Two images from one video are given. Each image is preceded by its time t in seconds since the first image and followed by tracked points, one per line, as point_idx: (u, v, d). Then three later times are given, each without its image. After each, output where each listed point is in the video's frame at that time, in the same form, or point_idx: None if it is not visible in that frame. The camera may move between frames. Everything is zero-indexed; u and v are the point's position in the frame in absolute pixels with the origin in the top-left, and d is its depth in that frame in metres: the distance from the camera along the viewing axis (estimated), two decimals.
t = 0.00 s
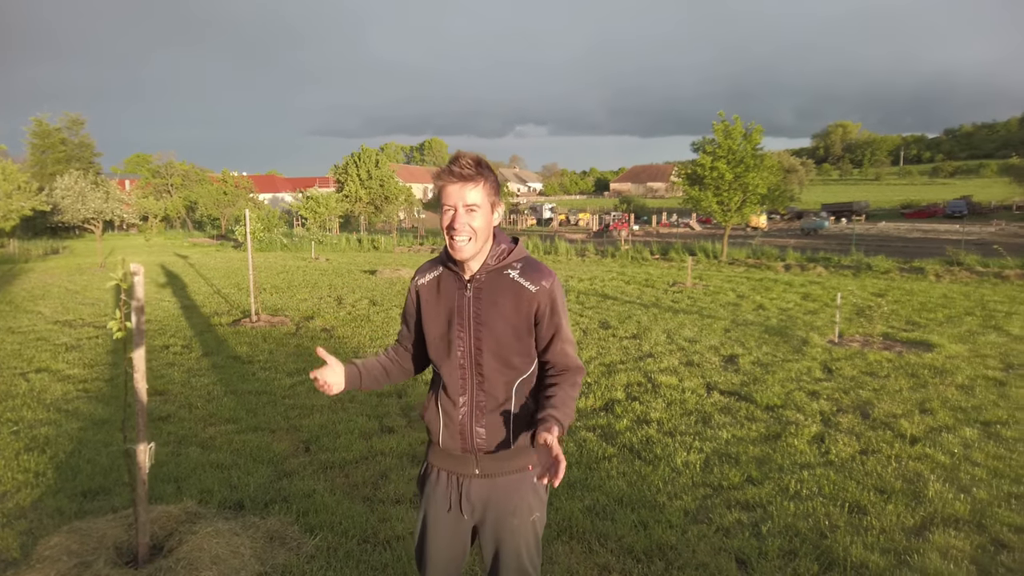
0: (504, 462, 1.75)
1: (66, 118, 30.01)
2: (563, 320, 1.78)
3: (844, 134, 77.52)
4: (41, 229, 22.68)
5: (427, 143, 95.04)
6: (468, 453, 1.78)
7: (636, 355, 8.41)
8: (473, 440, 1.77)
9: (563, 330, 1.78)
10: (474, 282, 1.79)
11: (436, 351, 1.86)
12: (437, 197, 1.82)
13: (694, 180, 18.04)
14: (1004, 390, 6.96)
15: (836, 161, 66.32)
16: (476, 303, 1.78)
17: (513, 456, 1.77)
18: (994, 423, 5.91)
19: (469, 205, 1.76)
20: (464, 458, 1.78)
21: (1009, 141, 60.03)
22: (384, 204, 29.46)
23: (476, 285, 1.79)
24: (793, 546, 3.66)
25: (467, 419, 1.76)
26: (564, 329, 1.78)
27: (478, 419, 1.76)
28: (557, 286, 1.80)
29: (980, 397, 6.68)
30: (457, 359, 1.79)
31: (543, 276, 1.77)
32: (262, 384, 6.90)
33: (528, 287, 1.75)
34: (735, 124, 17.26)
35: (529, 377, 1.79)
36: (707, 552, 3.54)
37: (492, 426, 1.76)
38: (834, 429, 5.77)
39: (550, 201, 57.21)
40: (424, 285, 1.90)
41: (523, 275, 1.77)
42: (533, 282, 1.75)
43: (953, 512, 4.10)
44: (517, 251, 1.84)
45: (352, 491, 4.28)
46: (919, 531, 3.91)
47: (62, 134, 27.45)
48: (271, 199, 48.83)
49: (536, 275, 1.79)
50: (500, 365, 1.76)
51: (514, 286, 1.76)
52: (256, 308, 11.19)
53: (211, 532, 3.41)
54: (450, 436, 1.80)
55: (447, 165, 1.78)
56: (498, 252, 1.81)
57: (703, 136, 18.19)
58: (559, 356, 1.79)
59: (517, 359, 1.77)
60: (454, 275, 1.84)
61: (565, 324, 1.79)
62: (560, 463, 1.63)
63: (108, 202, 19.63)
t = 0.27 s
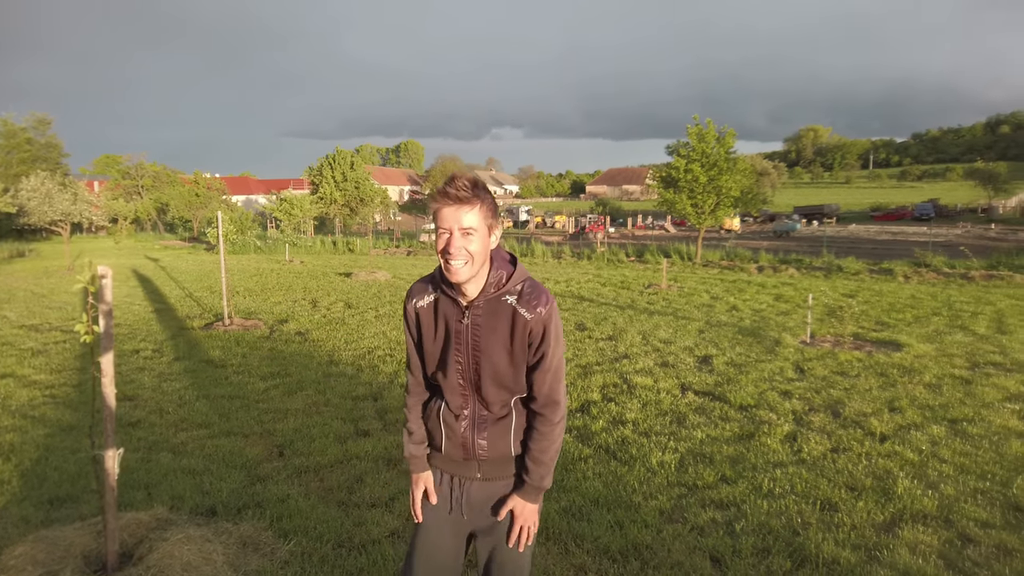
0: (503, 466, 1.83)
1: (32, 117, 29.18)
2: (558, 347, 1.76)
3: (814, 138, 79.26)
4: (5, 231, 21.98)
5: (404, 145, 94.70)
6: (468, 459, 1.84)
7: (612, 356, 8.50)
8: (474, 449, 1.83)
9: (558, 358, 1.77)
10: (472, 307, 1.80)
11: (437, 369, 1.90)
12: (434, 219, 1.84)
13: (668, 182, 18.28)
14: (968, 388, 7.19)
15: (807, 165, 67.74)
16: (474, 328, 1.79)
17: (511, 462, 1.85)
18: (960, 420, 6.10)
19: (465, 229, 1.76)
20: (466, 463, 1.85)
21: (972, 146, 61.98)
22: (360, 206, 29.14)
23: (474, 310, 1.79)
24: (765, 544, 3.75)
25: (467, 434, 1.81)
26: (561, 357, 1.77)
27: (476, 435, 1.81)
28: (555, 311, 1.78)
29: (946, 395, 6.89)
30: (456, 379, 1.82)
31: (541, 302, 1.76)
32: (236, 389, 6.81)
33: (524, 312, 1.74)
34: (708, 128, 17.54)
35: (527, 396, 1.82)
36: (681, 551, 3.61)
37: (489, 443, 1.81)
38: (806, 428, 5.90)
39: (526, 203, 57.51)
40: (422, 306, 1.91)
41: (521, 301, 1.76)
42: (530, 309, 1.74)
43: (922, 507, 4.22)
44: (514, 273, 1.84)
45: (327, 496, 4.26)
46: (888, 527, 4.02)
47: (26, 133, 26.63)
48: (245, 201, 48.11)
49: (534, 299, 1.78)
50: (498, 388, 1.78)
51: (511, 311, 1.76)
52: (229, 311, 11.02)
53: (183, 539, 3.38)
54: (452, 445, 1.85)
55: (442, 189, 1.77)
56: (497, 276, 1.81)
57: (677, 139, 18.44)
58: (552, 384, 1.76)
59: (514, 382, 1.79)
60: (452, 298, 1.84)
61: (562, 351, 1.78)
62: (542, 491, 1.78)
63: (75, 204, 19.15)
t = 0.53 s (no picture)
0: (511, 466, 1.83)
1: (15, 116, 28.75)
2: (574, 350, 1.78)
3: (802, 140, 80.00)
4: None
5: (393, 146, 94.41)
6: (476, 456, 1.84)
7: (602, 357, 8.54)
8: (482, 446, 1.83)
9: (573, 361, 1.78)
10: (487, 305, 1.83)
11: (451, 364, 1.93)
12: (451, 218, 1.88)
13: (657, 183, 18.38)
14: (955, 388, 7.29)
15: (794, 167, 68.36)
16: (489, 327, 1.82)
17: (519, 463, 1.85)
18: (946, 419, 6.18)
19: (480, 228, 1.80)
20: (473, 460, 1.85)
21: (956, 148, 62.86)
22: (349, 207, 29.17)
23: (489, 308, 1.82)
24: (756, 544, 3.78)
25: (477, 430, 1.83)
26: (577, 359, 1.79)
27: (486, 433, 1.82)
28: (571, 315, 1.80)
29: (933, 395, 6.98)
30: (469, 376, 1.85)
31: (556, 304, 1.78)
32: (225, 391, 6.76)
33: (538, 313, 1.76)
34: (697, 130, 17.66)
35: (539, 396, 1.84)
36: (672, 552, 3.64)
37: (500, 442, 1.82)
38: (795, 427, 5.95)
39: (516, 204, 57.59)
40: (440, 301, 1.96)
41: (536, 302, 1.78)
42: (545, 311, 1.76)
43: (910, 506, 4.27)
44: (531, 274, 1.86)
45: (317, 498, 4.24)
46: (877, 526, 4.07)
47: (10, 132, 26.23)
48: (232, 202, 47.74)
49: (550, 301, 1.80)
50: (511, 387, 1.80)
51: (525, 312, 1.78)
52: (217, 312, 10.94)
53: (171, 543, 3.36)
54: (461, 440, 1.86)
55: (457, 188, 1.82)
56: (513, 275, 1.83)
57: (666, 141, 18.55)
58: (570, 390, 1.78)
59: (527, 382, 1.81)
60: (469, 295, 1.89)
61: (578, 354, 1.80)
62: (570, 500, 1.79)
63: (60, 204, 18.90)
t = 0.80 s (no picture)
0: (497, 461, 1.81)
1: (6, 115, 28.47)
2: (568, 344, 1.80)
3: (794, 140, 80.40)
4: None
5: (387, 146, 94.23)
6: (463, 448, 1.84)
7: (595, 357, 8.56)
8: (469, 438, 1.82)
9: (567, 355, 1.80)
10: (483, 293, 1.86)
11: (446, 353, 1.95)
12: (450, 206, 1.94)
13: (650, 184, 18.44)
14: (945, 387, 7.35)
15: (787, 167, 68.71)
16: (483, 315, 1.84)
17: (506, 458, 1.83)
18: (937, 419, 6.23)
19: (475, 217, 1.84)
20: (461, 453, 1.85)
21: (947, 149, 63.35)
22: (342, 207, 29.01)
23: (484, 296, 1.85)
24: (747, 543, 3.80)
25: (463, 420, 1.82)
26: (570, 355, 1.80)
27: (473, 423, 1.81)
28: (566, 309, 1.82)
29: (924, 394, 7.03)
30: (460, 364, 1.86)
31: (551, 296, 1.80)
32: (217, 392, 6.73)
33: (532, 304, 1.79)
34: (689, 131, 17.71)
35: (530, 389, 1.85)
36: (664, 551, 3.65)
37: (489, 434, 1.81)
38: (786, 427, 5.98)
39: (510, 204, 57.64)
40: (442, 289, 2.01)
41: (530, 293, 1.81)
42: (540, 302, 1.79)
43: (900, 505, 4.30)
44: (527, 266, 1.88)
45: (309, 499, 4.24)
46: (867, 525, 4.10)
47: None
48: (225, 202, 47.51)
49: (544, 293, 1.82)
50: (501, 378, 1.81)
51: (518, 302, 1.81)
52: (209, 313, 10.89)
53: (161, 545, 3.35)
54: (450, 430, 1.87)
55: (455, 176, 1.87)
56: (509, 266, 1.86)
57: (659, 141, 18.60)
58: (563, 382, 1.80)
59: (519, 374, 1.82)
60: (467, 283, 1.93)
61: (572, 349, 1.81)
62: (574, 489, 1.82)
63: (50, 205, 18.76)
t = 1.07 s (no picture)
0: (468, 452, 1.89)
1: None
2: (536, 340, 1.82)
3: (786, 141, 80.87)
4: None
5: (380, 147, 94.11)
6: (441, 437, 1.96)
7: (587, 358, 8.60)
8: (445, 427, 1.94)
9: (534, 352, 1.82)
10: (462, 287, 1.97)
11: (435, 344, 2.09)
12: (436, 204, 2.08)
13: (643, 185, 18.51)
14: (934, 387, 7.42)
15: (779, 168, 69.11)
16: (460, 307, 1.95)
17: (478, 451, 1.90)
18: (926, 419, 6.29)
19: (449, 214, 1.95)
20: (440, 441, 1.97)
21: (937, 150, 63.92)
22: (335, 208, 29.16)
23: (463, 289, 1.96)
24: (737, 544, 3.83)
25: (441, 408, 1.95)
26: (538, 352, 1.82)
27: (448, 412, 1.93)
28: (538, 305, 1.85)
29: (913, 394, 7.09)
30: (440, 355, 1.98)
31: (521, 293, 1.84)
32: (208, 394, 6.70)
33: (503, 300, 1.85)
34: (681, 132, 17.78)
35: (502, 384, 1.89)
36: (654, 552, 3.67)
37: (461, 423, 1.91)
38: (777, 427, 6.02)
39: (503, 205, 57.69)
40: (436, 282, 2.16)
41: (501, 288, 1.87)
42: (508, 297, 1.84)
43: (889, 505, 4.34)
44: (504, 263, 1.95)
45: (300, 502, 4.23)
46: (857, 525, 4.13)
47: None
48: (217, 204, 47.27)
49: (516, 289, 1.87)
50: (474, 370, 1.89)
51: (490, 296, 1.88)
52: (201, 315, 10.84)
53: (151, 549, 3.34)
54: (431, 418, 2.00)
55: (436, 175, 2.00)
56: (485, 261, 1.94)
57: (651, 143, 18.66)
58: (529, 379, 1.82)
59: (490, 367, 1.88)
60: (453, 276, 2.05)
61: (541, 346, 1.83)
62: (542, 489, 1.82)
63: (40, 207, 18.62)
